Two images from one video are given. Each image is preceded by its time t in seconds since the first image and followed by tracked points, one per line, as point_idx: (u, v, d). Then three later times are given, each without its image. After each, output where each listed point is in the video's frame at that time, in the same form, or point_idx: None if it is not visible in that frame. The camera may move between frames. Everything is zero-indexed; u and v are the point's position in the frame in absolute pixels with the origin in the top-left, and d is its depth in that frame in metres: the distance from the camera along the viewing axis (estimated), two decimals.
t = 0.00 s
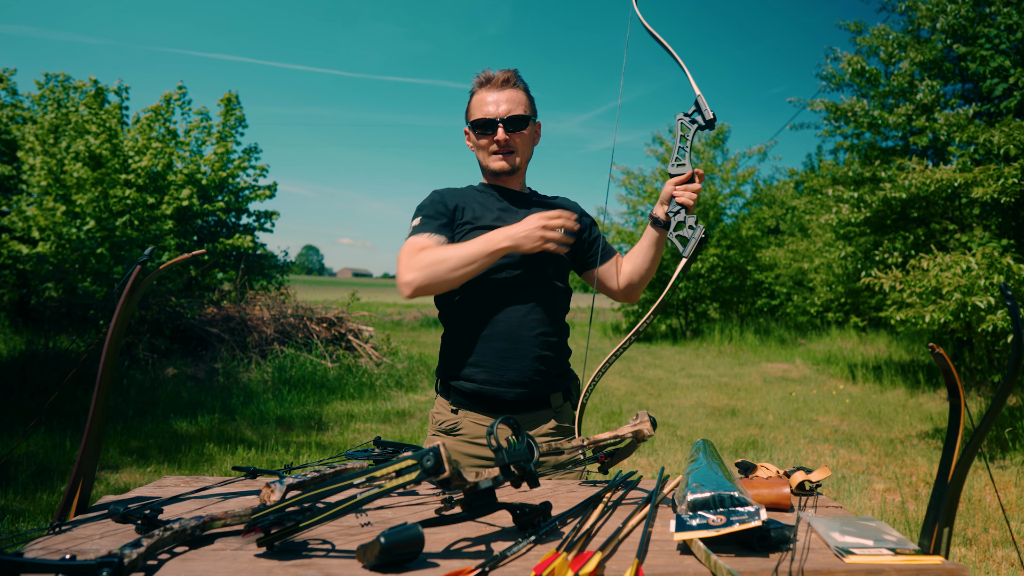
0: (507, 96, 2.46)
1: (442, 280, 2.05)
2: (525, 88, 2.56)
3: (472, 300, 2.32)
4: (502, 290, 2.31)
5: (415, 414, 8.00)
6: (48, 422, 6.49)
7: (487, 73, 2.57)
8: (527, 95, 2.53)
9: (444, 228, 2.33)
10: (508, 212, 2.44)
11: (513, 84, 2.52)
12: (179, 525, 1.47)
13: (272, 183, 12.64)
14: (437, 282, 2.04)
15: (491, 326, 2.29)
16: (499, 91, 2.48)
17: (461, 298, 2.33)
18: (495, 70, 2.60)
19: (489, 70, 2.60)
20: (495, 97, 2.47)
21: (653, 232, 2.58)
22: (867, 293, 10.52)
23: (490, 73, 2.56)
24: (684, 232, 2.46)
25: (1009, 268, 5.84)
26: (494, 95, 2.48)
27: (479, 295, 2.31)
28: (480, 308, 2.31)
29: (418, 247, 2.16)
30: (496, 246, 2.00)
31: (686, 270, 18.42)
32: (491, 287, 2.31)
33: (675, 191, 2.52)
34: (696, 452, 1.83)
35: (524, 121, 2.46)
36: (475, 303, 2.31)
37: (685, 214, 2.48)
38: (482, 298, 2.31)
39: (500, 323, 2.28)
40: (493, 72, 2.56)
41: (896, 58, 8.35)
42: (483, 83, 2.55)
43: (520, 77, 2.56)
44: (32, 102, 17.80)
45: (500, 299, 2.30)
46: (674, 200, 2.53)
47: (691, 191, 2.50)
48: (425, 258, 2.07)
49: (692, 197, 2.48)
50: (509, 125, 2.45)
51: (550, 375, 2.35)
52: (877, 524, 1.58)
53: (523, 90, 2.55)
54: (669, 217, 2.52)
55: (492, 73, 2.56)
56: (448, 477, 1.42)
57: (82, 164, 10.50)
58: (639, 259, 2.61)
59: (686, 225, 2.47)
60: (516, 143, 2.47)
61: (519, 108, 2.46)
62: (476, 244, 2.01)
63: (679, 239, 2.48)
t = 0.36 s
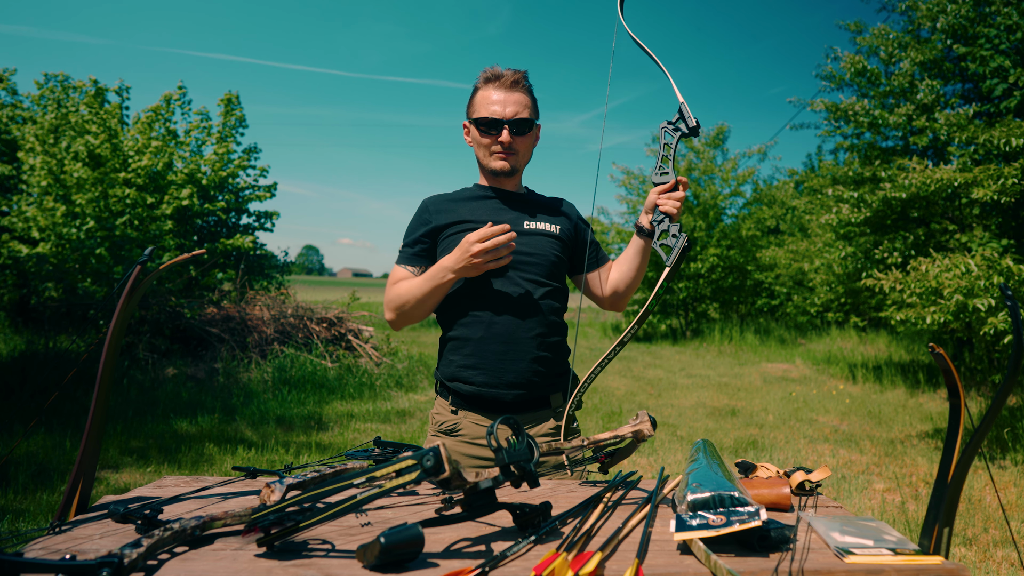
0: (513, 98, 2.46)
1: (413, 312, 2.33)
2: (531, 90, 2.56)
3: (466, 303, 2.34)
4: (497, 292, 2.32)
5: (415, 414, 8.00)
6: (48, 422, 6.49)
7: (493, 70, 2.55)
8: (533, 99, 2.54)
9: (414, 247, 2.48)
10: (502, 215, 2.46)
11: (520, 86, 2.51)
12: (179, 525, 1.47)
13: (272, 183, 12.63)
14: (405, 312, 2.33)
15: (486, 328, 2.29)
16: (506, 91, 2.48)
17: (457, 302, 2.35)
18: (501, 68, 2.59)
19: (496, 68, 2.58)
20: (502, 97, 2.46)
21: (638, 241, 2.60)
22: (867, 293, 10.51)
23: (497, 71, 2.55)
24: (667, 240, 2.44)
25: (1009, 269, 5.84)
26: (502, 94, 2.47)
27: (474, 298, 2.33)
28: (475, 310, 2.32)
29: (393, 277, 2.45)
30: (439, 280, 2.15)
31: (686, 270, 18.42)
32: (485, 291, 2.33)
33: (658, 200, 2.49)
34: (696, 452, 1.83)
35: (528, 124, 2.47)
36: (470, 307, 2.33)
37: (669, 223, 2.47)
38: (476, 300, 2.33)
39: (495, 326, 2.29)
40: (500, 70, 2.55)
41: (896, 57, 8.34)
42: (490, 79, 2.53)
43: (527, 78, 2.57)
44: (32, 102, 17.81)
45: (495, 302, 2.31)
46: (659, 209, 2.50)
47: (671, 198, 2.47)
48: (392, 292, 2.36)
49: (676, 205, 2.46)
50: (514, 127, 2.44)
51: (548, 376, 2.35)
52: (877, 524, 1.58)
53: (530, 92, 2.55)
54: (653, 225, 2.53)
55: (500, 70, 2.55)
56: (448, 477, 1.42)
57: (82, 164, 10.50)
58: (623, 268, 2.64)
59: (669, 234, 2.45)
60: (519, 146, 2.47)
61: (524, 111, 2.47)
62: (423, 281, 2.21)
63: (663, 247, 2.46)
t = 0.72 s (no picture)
0: (515, 97, 2.46)
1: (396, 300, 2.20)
2: (536, 91, 2.56)
3: (466, 304, 2.33)
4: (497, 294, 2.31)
5: (415, 414, 8.00)
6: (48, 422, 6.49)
7: (502, 70, 2.58)
8: (536, 99, 2.54)
9: (409, 242, 2.38)
10: (503, 216, 2.45)
11: (525, 86, 2.52)
12: (179, 525, 1.47)
13: (272, 184, 12.63)
14: (391, 302, 2.19)
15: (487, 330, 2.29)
16: (511, 90, 2.48)
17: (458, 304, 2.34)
18: (508, 68, 2.61)
19: (504, 68, 2.60)
20: (506, 94, 2.46)
21: (625, 253, 2.60)
22: (867, 293, 10.51)
23: (505, 70, 2.57)
24: (655, 257, 2.45)
25: (1009, 269, 5.84)
26: (507, 92, 2.47)
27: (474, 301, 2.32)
28: (475, 313, 2.31)
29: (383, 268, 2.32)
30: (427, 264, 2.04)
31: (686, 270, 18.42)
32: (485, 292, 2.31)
33: (648, 217, 2.52)
34: (696, 452, 1.83)
35: (529, 124, 2.45)
36: (470, 309, 2.32)
37: (657, 240, 2.49)
38: (477, 302, 2.32)
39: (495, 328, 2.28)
40: (508, 69, 2.57)
41: (896, 57, 8.35)
42: (497, 78, 2.55)
43: (534, 80, 2.58)
44: (31, 102, 17.81)
45: (495, 303, 2.31)
46: (648, 225, 2.53)
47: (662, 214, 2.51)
48: (379, 280, 2.23)
49: (665, 222, 2.49)
50: (513, 125, 2.43)
51: (548, 378, 2.36)
52: (877, 525, 1.58)
53: (534, 93, 2.55)
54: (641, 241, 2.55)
55: (508, 70, 2.57)
56: (448, 477, 1.42)
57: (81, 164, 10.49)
58: (606, 278, 2.66)
59: (657, 250, 2.46)
60: (516, 144, 2.45)
61: (525, 110, 2.46)
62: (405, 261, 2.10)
63: (650, 264, 2.48)
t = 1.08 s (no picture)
0: (525, 99, 2.48)
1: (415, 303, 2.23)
2: (546, 94, 2.57)
3: (469, 304, 2.33)
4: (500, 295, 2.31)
5: (415, 414, 8.00)
6: (48, 422, 6.49)
7: (514, 70, 2.59)
8: (547, 102, 2.55)
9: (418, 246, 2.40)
10: (507, 218, 2.45)
11: (536, 88, 2.53)
12: (179, 525, 1.47)
13: (272, 183, 12.63)
14: (413, 305, 2.22)
15: (490, 331, 2.29)
16: (522, 91, 2.50)
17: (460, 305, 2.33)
18: (521, 70, 2.62)
19: (517, 68, 2.62)
20: (517, 95, 2.48)
21: (629, 262, 2.61)
22: (867, 293, 10.51)
23: (517, 70, 2.59)
24: (659, 267, 2.58)
25: (1009, 268, 5.84)
26: (517, 92, 2.49)
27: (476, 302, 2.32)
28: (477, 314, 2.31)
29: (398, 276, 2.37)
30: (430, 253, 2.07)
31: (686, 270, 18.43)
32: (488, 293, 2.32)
33: (655, 229, 2.60)
34: (696, 452, 1.83)
35: (538, 127, 2.47)
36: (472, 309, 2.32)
37: (662, 251, 2.58)
38: (479, 303, 2.32)
39: (498, 329, 2.28)
40: (521, 70, 2.58)
41: (897, 57, 8.34)
42: (509, 79, 2.57)
43: (546, 83, 2.59)
44: (32, 102, 17.82)
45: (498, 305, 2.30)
46: (654, 237, 2.61)
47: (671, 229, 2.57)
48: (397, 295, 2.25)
49: (671, 235, 2.55)
50: (521, 127, 2.44)
51: (549, 380, 2.36)
52: (877, 524, 1.58)
53: (545, 96, 2.56)
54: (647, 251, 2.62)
55: (520, 70, 2.58)
56: (449, 477, 1.42)
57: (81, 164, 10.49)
58: (605, 283, 2.66)
59: (660, 261, 2.59)
60: (523, 146, 2.46)
61: (534, 112, 2.47)
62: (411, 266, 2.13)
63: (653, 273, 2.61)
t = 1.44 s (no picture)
0: (530, 97, 2.48)
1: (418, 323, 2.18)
2: (551, 92, 2.57)
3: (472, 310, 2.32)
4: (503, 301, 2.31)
5: (415, 414, 8.00)
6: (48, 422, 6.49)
7: (517, 68, 2.60)
8: (551, 100, 2.55)
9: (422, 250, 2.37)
10: (509, 223, 2.45)
11: (541, 85, 2.53)
12: (179, 525, 1.47)
13: (272, 183, 12.62)
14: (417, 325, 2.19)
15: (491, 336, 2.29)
16: (526, 88, 2.50)
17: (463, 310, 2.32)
18: (524, 68, 2.63)
19: (520, 66, 2.63)
20: (521, 93, 2.48)
21: (637, 270, 2.67)
22: (867, 293, 10.51)
23: (519, 69, 2.60)
24: (666, 280, 2.55)
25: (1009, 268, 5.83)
26: (521, 90, 2.49)
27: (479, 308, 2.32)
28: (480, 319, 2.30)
29: (401, 283, 2.33)
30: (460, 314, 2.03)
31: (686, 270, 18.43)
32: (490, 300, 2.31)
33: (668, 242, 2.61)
34: (696, 452, 1.83)
35: (543, 125, 2.47)
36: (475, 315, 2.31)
37: (672, 266, 2.59)
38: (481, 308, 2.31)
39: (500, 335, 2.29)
40: (524, 68, 2.59)
41: (897, 57, 8.34)
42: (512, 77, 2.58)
43: (551, 79, 2.59)
44: (31, 102, 17.82)
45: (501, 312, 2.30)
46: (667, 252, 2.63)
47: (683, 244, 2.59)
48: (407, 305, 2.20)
49: (684, 250, 2.58)
50: (527, 126, 2.44)
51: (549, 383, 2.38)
52: (877, 524, 1.58)
53: (549, 94, 2.56)
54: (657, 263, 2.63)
55: (523, 69, 2.60)
56: (448, 477, 1.43)
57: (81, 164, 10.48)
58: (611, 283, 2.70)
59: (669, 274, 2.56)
60: (528, 144, 2.45)
61: (539, 111, 2.47)
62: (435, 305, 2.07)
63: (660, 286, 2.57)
